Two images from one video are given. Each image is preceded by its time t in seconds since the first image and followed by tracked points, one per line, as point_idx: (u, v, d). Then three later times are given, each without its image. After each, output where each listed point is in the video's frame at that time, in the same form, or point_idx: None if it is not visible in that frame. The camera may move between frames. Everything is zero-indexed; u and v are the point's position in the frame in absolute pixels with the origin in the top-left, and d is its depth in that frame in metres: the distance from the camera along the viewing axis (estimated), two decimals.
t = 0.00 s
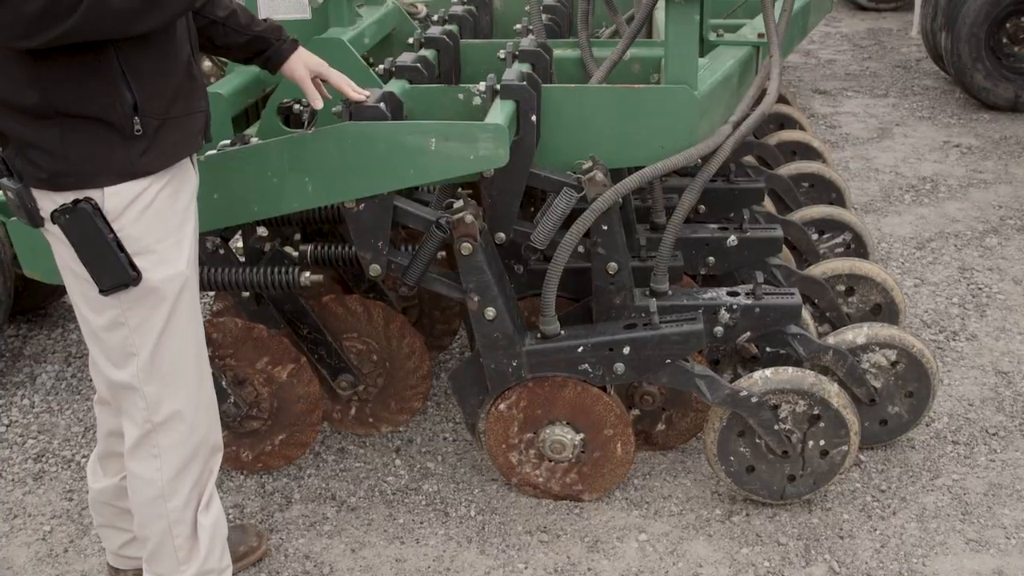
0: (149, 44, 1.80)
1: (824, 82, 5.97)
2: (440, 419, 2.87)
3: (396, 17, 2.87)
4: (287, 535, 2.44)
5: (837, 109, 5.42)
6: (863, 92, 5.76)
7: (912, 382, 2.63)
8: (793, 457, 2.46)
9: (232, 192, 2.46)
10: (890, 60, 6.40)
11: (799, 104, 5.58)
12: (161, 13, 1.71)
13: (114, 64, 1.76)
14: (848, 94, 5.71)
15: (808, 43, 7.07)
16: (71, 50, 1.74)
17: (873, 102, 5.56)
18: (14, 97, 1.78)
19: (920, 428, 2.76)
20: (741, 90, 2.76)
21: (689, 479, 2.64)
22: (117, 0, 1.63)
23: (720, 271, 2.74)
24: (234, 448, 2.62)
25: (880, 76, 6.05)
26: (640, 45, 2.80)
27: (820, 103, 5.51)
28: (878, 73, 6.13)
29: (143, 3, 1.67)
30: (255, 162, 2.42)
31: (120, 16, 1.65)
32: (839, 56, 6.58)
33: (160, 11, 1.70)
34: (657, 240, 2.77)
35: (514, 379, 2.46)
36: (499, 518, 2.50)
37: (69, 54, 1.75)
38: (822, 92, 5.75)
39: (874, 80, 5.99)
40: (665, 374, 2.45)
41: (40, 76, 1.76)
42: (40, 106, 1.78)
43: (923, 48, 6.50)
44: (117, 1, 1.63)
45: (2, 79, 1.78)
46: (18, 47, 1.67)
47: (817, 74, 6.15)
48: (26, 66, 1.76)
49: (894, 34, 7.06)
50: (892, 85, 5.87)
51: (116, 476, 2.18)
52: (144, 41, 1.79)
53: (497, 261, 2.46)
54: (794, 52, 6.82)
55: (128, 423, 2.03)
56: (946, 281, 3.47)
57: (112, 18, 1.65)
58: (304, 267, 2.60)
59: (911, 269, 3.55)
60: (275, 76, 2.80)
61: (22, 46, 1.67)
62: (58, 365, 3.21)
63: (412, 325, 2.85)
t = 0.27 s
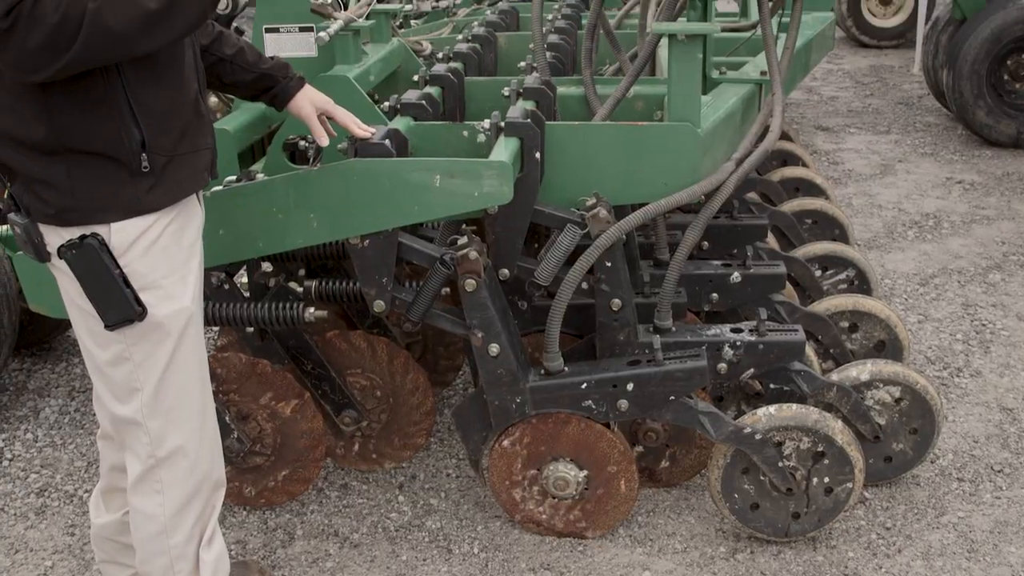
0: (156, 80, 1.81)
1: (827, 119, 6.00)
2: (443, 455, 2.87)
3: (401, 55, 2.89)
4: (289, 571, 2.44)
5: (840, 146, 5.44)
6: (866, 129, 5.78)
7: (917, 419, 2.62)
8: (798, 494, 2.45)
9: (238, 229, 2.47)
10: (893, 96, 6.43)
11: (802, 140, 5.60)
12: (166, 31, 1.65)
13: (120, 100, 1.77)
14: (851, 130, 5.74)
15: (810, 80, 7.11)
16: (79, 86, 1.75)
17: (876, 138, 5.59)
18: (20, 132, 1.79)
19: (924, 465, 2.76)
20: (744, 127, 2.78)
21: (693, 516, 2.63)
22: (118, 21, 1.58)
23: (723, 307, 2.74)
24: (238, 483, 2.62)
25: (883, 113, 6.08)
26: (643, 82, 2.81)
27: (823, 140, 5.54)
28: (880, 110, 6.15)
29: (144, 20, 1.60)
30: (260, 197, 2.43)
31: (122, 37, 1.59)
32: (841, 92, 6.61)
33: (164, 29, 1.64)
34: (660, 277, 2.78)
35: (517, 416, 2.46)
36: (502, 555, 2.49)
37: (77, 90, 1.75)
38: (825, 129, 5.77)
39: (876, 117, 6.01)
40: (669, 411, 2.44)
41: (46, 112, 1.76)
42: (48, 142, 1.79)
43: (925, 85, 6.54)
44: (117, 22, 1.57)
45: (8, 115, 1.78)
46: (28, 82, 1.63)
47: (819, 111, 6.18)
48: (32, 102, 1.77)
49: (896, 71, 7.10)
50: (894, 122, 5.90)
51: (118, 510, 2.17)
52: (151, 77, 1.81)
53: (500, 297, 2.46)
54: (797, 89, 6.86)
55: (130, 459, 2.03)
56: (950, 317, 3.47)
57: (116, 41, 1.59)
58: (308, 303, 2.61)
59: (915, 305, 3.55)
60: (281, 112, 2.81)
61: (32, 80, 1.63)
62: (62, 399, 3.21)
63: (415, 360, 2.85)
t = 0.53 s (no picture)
0: (170, 124, 1.84)
1: (833, 159, 6.01)
2: (449, 495, 2.86)
3: (411, 96, 2.92)
4: None
5: (846, 187, 5.45)
6: (873, 169, 5.79)
7: (926, 460, 2.61)
8: (806, 536, 2.43)
9: (247, 267, 2.49)
10: (899, 137, 6.46)
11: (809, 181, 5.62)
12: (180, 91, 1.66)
13: (134, 143, 1.79)
14: (858, 171, 5.75)
15: (817, 121, 7.14)
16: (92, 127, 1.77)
17: (882, 179, 5.60)
18: (34, 172, 1.80)
19: (934, 507, 2.74)
20: (750, 168, 2.79)
21: (701, 558, 2.61)
22: (135, 76, 1.60)
23: (730, 348, 2.74)
24: (244, 522, 2.61)
25: (889, 153, 6.10)
26: (650, 124, 2.83)
27: (830, 181, 5.55)
28: (887, 150, 6.17)
29: (161, 78, 1.62)
30: (270, 237, 2.44)
31: (138, 92, 1.61)
32: (848, 134, 6.64)
33: (178, 88, 1.65)
34: (668, 317, 2.79)
35: (525, 456, 2.46)
36: None
37: (92, 132, 1.78)
38: (831, 170, 5.79)
39: (882, 158, 6.03)
40: (676, 453, 2.43)
41: (61, 153, 1.79)
42: (61, 183, 1.80)
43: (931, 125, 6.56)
44: (134, 77, 1.59)
45: (24, 155, 1.80)
46: (38, 125, 1.61)
47: (825, 152, 6.20)
48: (48, 143, 1.79)
49: (901, 112, 7.14)
50: (901, 162, 5.91)
51: (124, 549, 2.17)
52: (164, 122, 1.83)
53: (508, 336, 2.46)
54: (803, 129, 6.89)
55: (138, 497, 2.03)
56: (958, 357, 3.46)
57: (131, 95, 1.61)
58: (317, 342, 2.61)
59: (923, 346, 3.54)
60: (291, 153, 2.84)
61: (42, 124, 1.61)
62: (69, 436, 3.21)
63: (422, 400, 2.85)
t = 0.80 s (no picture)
0: (183, 161, 1.85)
1: (843, 198, 6.01)
2: (459, 533, 2.86)
3: (423, 134, 2.94)
4: None
5: (857, 224, 5.45)
6: (883, 207, 5.80)
7: (938, 500, 2.59)
8: None
9: (259, 303, 2.50)
10: (909, 175, 6.47)
11: (819, 219, 5.62)
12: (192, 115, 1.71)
13: (148, 180, 1.81)
14: (868, 209, 5.75)
15: (827, 158, 7.16)
16: (107, 165, 1.79)
17: (893, 217, 5.60)
18: (49, 209, 1.82)
19: (946, 547, 2.72)
20: (760, 207, 2.80)
21: None
22: (158, 103, 1.63)
23: (741, 387, 2.74)
24: (252, 560, 2.60)
25: (899, 191, 6.11)
26: (661, 162, 2.85)
27: (840, 219, 5.55)
28: (897, 189, 6.18)
29: (178, 103, 1.66)
30: (283, 273, 2.46)
31: (161, 119, 1.65)
32: (858, 172, 6.64)
33: (191, 112, 1.70)
34: (678, 355, 2.79)
35: (535, 493, 2.45)
36: None
37: (107, 169, 1.79)
38: (841, 208, 5.79)
39: (893, 195, 6.04)
40: (687, 491, 2.42)
41: (76, 189, 1.80)
42: (76, 219, 1.82)
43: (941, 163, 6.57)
44: (158, 104, 1.63)
45: (39, 191, 1.82)
46: (67, 159, 1.62)
47: (835, 190, 6.20)
48: (63, 180, 1.80)
49: (911, 150, 7.15)
50: (911, 200, 5.92)
51: None
52: (178, 160, 1.84)
53: (519, 374, 2.46)
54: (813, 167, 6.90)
55: (147, 533, 2.03)
56: (970, 397, 3.45)
57: (153, 123, 1.64)
58: (328, 379, 2.61)
59: (934, 385, 3.53)
60: (303, 189, 2.86)
61: (71, 157, 1.61)
62: (78, 471, 3.21)
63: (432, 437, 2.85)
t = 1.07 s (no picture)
0: (196, 193, 1.86)
1: (853, 231, 6.01)
2: (466, 566, 2.85)
3: (433, 167, 2.96)
4: None
5: (866, 258, 5.45)
6: (893, 241, 5.79)
7: (949, 535, 2.58)
8: None
9: (269, 334, 2.51)
10: (919, 209, 6.46)
11: (828, 251, 5.62)
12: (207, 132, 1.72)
13: (162, 213, 1.82)
14: (878, 243, 5.75)
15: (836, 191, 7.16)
16: (121, 197, 1.80)
17: (903, 250, 5.59)
18: (63, 239, 1.82)
19: None
20: (770, 241, 2.80)
21: None
22: (174, 124, 1.65)
23: (751, 421, 2.73)
24: None
25: (909, 225, 6.11)
26: (670, 196, 2.86)
27: (850, 252, 5.54)
28: (906, 222, 6.18)
29: (194, 123, 1.68)
30: (292, 306, 2.47)
31: (178, 140, 1.66)
32: (867, 205, 6.64)
33: (207, 129, 1.71)
34: (687, 389, 2.78)
35: (543, 527, 2.44)
36: None
37: (122, 201, 1.81)
38: (851, 241, 5.79)
39: (902, 229, 6.03)
40: (696, 526, 2.41)
41: (90, 221, 1.81)
42: (90, 250, 1.83)
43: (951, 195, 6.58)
44: (175, 126, 1.64)
45: (53, 222, 1.82)
46: (88, 189, 1.63)
47: (845, 223, 6.20)
48: (78, 211, 1.81)
49: (921, 183, 7.16)
50: (921, 234, 5.92)
51: None
52: (191, 192, 1.85)
53: (528, 408, 2.46)
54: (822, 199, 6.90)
55: (155, 564, 2.02)
56: (981, 431, 3.43)
57: (171, 145, 1.66)
58: (337, 411, 2.61)
59: (945, 419, 3.51)
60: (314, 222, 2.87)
61: (92, 187, 1.63)
62: (86, 501, 3.21)
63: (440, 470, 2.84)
